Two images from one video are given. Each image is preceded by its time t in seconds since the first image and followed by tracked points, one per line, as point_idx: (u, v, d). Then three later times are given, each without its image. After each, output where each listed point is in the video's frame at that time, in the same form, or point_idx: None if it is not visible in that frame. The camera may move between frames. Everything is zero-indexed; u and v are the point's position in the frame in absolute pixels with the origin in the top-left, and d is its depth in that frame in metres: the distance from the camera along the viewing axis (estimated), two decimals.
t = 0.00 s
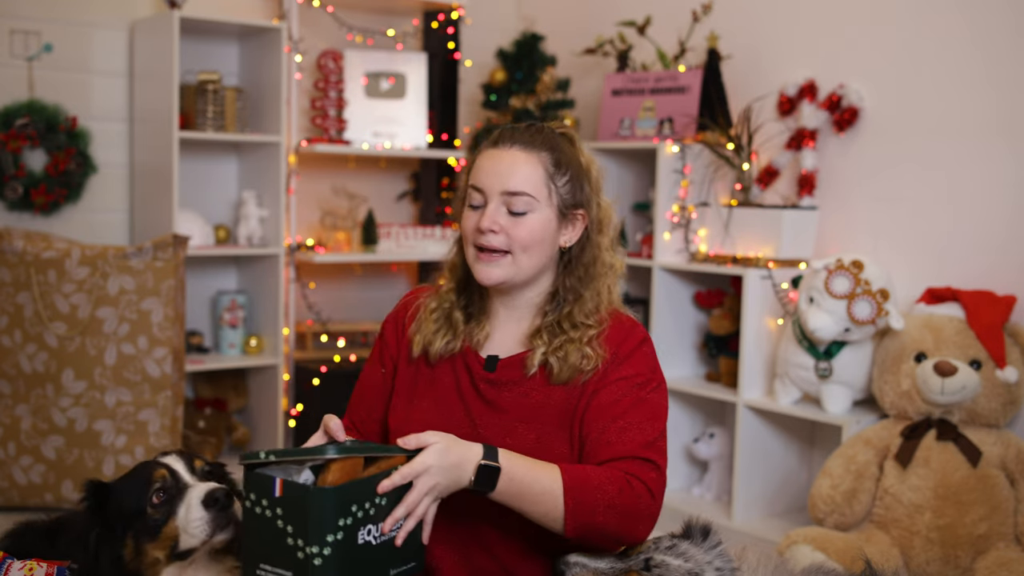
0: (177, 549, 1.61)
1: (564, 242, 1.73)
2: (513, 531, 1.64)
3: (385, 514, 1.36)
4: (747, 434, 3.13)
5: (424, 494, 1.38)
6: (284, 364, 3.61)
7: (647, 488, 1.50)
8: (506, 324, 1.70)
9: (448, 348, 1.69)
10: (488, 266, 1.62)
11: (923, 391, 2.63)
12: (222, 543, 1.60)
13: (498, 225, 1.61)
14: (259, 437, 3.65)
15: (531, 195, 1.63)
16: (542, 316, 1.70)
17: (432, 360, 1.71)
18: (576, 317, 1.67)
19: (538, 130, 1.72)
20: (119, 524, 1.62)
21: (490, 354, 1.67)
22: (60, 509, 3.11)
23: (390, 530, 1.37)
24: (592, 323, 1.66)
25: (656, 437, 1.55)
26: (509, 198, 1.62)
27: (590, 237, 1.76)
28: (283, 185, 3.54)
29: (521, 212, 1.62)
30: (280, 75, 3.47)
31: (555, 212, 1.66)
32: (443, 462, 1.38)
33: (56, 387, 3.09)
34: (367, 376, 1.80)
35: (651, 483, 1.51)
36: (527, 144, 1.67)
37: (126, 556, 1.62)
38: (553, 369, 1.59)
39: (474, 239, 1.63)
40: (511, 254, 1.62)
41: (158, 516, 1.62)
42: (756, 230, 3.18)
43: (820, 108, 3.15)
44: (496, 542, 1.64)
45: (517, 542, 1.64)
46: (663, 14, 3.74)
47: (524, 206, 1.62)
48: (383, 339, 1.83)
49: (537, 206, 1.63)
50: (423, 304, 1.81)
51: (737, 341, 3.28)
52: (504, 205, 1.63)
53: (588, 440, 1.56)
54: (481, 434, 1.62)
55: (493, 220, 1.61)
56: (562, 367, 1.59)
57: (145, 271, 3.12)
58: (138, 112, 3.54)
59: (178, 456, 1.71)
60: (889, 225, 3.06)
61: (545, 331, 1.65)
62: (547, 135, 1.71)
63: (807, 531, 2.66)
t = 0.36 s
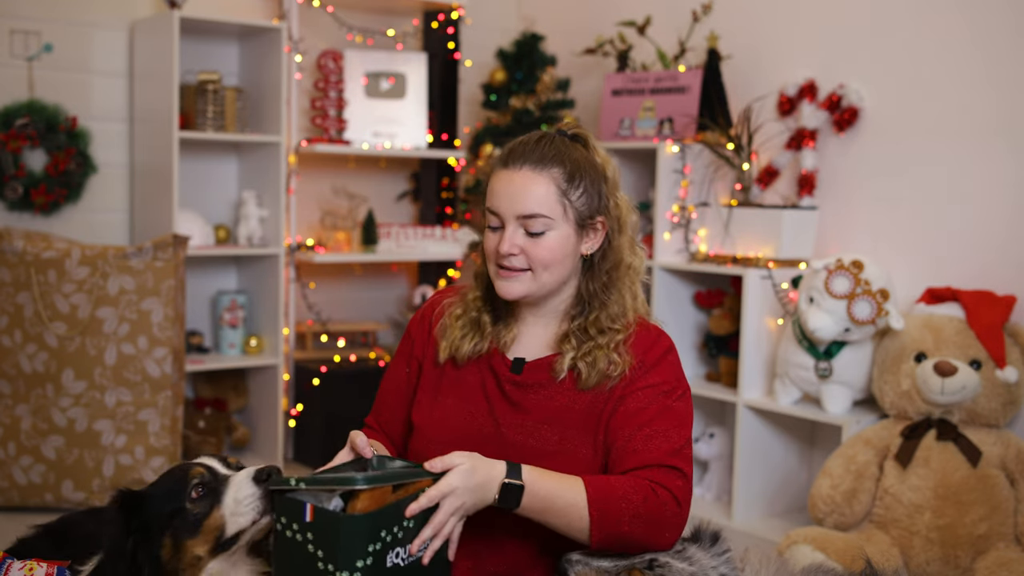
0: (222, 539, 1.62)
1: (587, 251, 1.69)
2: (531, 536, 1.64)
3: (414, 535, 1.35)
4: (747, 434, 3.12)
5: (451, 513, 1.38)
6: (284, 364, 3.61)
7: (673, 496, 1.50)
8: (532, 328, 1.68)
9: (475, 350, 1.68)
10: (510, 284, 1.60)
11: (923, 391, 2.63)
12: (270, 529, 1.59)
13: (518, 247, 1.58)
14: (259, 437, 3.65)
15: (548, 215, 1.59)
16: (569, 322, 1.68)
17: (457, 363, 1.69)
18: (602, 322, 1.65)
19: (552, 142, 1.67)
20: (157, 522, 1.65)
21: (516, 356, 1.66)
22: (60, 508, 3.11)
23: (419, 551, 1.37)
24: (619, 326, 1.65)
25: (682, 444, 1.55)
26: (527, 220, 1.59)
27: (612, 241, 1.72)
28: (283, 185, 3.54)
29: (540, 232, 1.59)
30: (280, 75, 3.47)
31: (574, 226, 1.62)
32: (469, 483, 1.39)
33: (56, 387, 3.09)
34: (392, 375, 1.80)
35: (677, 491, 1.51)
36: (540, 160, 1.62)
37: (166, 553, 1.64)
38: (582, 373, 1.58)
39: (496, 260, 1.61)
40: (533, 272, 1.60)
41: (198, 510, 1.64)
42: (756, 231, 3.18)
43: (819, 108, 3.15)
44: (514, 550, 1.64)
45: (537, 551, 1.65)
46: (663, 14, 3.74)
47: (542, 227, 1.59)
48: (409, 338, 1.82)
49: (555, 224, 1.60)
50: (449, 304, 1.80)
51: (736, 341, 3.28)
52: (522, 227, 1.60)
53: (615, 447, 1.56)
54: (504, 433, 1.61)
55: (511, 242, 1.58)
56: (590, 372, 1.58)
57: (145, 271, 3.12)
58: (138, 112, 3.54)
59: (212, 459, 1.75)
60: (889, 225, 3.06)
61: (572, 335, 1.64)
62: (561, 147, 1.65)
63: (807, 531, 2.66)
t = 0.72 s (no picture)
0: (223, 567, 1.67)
1: (586, 254, 1.69)
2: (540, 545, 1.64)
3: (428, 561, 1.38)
4: (747, 434, 3.13)
5: (463, 537, 1.40)
6: (284, 364, 3.61)
7: (679, 491, 1.52)
8: (533, 331, 1.68)
9: (477, 353, 1.67)
10: (514, 293, 1.61)
11: (923, 391, 2.63)
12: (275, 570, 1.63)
13: (519, 254, 1.58)
14: (259, 437, 3.65)
15: (548, 221, 1.59)
16: (570, 322, 1.69)
17: (459, 368, 1.68)
18: (604, 323, 1.66)
19: (548, 147, 1.66)
20: (164, 537, 1.64)
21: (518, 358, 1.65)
22: (60, 509, 3.11)
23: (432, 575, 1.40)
24: (621, 327, 1.66)
25: (687, 441, 1.56)
26: (527, 228, 1.59)
27: (611, 243, 1.72)
28: (283, 186, 3.54)
29: (541, 238, 1.59)
30: (280, 75, 3.47)
31: (573, 231, 1.62)
32: (480, 507, 1.41)
33: (56, 387, 3.08)
34: (391, 380, 1.78)
35: (683, 487, 1.52)
36: (538, 167, 1.61)
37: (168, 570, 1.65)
38: (587, 375, 1.59)
39: (498, 269, 1.61)
40: (536, 279, 1.60)
41: (206, 534, 1.66)
42: (756, 231, 3.18)
43: (819, 108, 3.15)
44: (523, 557, 1.63)
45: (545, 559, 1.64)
46: (663, 13, 3.74)
47: (543, 234, 1.59)
48: (406, 342, 1.81)
49: (556, 230, 1.60)
50: (446, 308, 1.79)
51: (737, 341, 3.28)
52: (523, 235, 1.59)
53: (620, 445, 1.57)
54: (509, 434, 1.60)
55: (513, 250, 1.58)
56: (594, 373, 1.59)
57: (145, 271, 3.13)
58: (138, 112, 3.54)
59: (225, 473, 1.74)
60: (889, 225, 3.06)
61: (574, 336, 1.64)
62: (558, 152, 1.65)
63: (807, 531, 2.66)
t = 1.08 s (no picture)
0: None
1: (570, 253, 1.68)
2: (539, 555, 1.61)
3: None
4: (747, 435, 3.12)
5: (455, 551, 1.39)
6: (284, 364, 3.61)
7: (661, 491, 1.54)
8: (521, 331, 1.68)
9: (466, 356, 1.67)
10: (499, 296, 1.61)
11: (923, 391, 2.63)
12: None
13: (502, 260, 1.58)
14: (259, 437, 3.66)
15: (530, 225, 1.59)
16: (556, 322, 1.68)
17: (449, 371, 1.68)
18: (590, 321, 1.65)
19: (527, 149, 1.65)
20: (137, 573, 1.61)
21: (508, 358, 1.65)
22: (60, 509, 3.11)
23: None
24: (607, 322, 1.66)
25: (673, 438, 1.58)
26: (508, 233, 1.59)
27: (595, 241, 1.72)
28: (283, 185, 3.54)
29: (523, 243, 1.59)
30: (280, 74, 3.48)
31: (556, 233, 1.62)
32: (471, 518, 1.40)
33: (56, 387, 3.08)
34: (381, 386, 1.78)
35: (666, 486, 1.55)
36: (517, 170, 1.61)
37: None
38: (575, 374, 1.59)
39: (482, 274, 1.61)
40: (521, 283, 1.60)
41: None
42: (756, 231, 3.18)
43: (819, 108, 3.15)
44: (523, 567, 1.61)
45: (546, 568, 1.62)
46: (663, 13, 3.74)
47: (525, 238, 1.59)
48: (394, 347, 1.80)
49: (538, 234, 1.60)
50: (434, 311, 1.78)
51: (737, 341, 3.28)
52: (504, 239, 1.59)
53: (609, 441, 1.58)
54: (501, 433, 1.60)
55: (496, 256, 1.58)
56: (583, 372, 1.59)
57: (145, 271, 3.13)
58: (138, 112, 3.55)
59: (209, 514, 1.65)
60: (888, 224, 3.06)
61: (561, 335, 1.64)
62: (537, 154, 1.64)
63: (807, 531, 2.66)
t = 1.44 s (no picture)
0: None
1: (574, 245, 1.71)
2: (539, 556, 1.61)
3: None
4: (747, 435, 3.13)
5: (454, 555, 1.38)
6: (284, 364, 3.61)
7: (651, 497, 1.54)
8: (517, 332, 1.68)
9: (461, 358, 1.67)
10: (508, 282, 1.59)
11: (923, 391, 2.63)
12: None
13: (517, 240, 1.58)
14: (259, 437, 3.66)
15: (545, 203, 1.60)
16: (551, 320, 1.68)
17: (443, 379, 1.67)
18: (585, 316, 1.66)
19: (535, 135, 1.68)
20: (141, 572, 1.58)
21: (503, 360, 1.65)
22: (60, 509, 3.11)
23: None
24: (601, 322, 1.66)
25: (664, 443, 1.58)
26: (523, 209, 1.59)
27: (591, 236, 1.73)
28: (283, 185, 3.54)
29: (537, 221, 1.60)
30: (280, 75, 3.48)
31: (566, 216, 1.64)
32: (470, 521, 1.39)
33: (56, 387, 3.08)
34: (376, 389, 1.78)
35: (656, 493, 1.55)
36: (531, 152, 1.63)
37: None
38: (569, 373, 1.59)
39: (493, 257, 1.59)
40: (532, 266, 1.59)
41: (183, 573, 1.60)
42: (756, 231, 3.18)
43: (819, 108, 3.15)
44: (524, 568, 1.61)
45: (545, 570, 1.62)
46: (663, 13, 3.74)
47: (539, 215, 1.60)
48: (389, 350, 1.80)
49: (550, 213, 1.61)
50: (429, 313, 1.78)
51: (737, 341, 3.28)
52: (518, 217, 1.60)
53: (602, 444, 1.59)
54: (495, 435, 1.60)
55: (511, 235, 1.58)
56: (577, 372, 1.59)
57: (145, 271, 3.13)
58: (138, 112, 3.54)
59: (211, 508, 1.66)
60: (888, 224, 3.06)
61: (555, 335, 1.64)
62: (546, 140, 1.67)
63: (807, 531, 2.66)
